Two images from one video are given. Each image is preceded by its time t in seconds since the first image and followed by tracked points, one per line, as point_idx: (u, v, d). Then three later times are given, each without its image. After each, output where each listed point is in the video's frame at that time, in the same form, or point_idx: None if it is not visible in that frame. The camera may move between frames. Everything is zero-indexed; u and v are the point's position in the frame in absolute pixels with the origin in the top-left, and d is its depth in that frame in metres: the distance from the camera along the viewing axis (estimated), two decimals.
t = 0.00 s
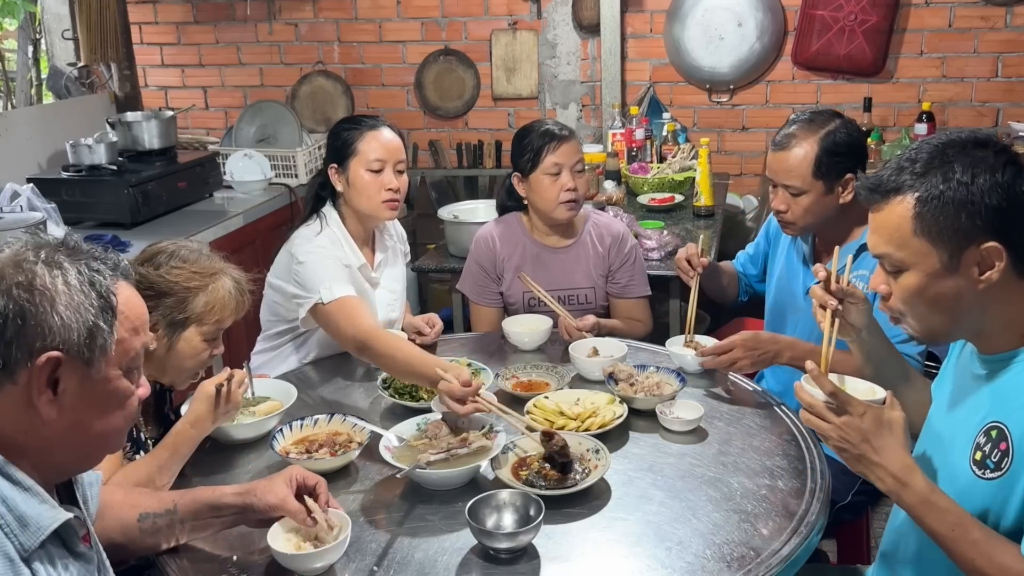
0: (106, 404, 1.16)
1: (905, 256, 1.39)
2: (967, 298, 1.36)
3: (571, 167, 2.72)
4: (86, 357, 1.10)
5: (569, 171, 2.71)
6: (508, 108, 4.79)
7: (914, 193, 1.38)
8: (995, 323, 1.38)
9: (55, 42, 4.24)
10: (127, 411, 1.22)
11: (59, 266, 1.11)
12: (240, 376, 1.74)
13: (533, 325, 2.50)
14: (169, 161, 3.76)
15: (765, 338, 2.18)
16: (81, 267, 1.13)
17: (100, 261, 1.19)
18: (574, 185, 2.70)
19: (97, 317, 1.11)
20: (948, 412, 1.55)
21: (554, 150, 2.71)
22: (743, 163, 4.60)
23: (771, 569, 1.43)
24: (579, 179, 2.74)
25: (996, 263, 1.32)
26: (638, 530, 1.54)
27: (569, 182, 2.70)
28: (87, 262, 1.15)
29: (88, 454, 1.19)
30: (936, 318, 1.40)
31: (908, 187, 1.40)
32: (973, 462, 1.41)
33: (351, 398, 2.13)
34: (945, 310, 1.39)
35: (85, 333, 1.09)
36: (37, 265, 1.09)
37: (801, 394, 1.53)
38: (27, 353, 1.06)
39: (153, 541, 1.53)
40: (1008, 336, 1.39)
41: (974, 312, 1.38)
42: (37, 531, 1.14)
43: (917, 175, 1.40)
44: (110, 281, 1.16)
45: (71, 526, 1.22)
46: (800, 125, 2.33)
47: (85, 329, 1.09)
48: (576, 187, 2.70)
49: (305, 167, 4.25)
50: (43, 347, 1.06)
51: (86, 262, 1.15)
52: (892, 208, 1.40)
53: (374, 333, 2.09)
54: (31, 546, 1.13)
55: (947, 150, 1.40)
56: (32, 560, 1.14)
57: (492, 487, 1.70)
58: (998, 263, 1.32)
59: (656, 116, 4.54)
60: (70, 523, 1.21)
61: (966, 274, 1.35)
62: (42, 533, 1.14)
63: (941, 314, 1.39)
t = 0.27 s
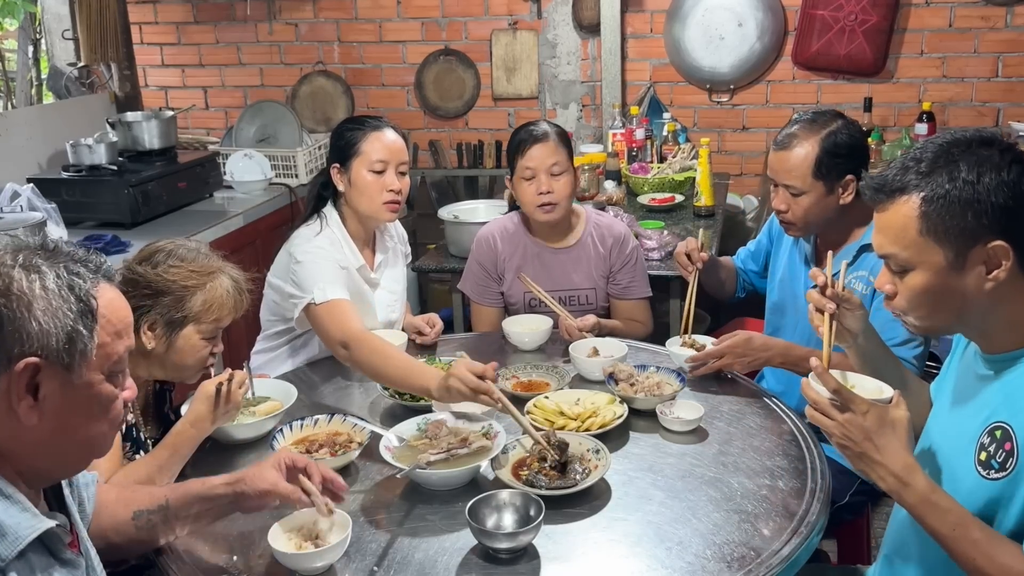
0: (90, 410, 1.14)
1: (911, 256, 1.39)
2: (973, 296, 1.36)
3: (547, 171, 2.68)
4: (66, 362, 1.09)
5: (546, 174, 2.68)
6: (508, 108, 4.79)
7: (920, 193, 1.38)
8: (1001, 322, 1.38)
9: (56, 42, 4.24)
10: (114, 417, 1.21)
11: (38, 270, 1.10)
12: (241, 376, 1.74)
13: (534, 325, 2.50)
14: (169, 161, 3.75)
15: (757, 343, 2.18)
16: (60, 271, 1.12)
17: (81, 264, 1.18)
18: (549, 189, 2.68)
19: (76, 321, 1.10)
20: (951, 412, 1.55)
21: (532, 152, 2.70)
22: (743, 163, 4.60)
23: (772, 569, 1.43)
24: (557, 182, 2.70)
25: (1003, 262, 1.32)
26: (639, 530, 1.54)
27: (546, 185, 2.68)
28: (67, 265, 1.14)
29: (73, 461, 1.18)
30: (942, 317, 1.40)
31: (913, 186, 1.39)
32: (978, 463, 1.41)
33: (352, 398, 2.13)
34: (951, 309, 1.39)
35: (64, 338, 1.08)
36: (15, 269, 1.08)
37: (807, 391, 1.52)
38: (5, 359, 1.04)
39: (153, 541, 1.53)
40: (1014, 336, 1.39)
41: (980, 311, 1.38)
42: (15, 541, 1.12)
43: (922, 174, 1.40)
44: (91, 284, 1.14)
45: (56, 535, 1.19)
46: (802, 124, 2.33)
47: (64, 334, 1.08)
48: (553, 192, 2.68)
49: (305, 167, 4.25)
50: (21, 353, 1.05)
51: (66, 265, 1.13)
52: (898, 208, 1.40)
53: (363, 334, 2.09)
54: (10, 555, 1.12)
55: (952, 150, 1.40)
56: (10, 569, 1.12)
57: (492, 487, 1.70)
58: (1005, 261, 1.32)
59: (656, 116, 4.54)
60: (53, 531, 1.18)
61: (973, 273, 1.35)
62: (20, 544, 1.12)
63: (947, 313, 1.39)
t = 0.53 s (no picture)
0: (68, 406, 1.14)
1: (915, 257, 1.39)
2: (978, 296, 1.36)
3: (533, 176, 2.68)
4: (32, 360, 1.09)
5: (531, 179, 2.68)
6: (508, 108, 4.78)
7: (922, 195, 1.38)
8: (1006, 323, 1.38)
9: (55, 42, 4.24)
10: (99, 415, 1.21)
11: None
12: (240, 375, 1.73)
13: (534, 325, 2.50)
14: (169, 161, 3.75)
15: (752, 346, 2.19)
16: (16, 271, 1.12)
17: (44, 257, 1.17)
18: (536, 194, 2.68)
19: (36, 319, 1.10)
20: (954, 414, 1.55)
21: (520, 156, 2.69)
22: (743, 163, 4.60)
23: (772, 569, 1.43)
24: (545, 187, 2.68)
25: (1007, 262, 1.32)
26: (639, 530, 1.54)
27: (533, 190, 2.68)
28: (25, 263, 1.13)
29: (61, 460, 1.18)
30: (947, 317, 1.40)
31: (916, 188, 1.39)
32: (983, 463, 1.40)
33: (352, 398, 2.12)
34: (956, 310, 1.38)
35: (25, 337, 1.08)
36: None
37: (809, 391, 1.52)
38: None
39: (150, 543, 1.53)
40: (1017, 335, 1.39)
41: (985, 311, 1.37)
42: None
43: (925, 176, 1.40)
44: (49, 279, 1.14)
45: (43, 535, 1.20)
46: (805, 126, 2.33)
47: (25, 334, 1.08)
48: (541, 197, 2.68)
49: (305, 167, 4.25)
50: None
51: (21, 263, 1.13)
52: (901, 210, 1.40)
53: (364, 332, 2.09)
54: None
55: (954, 150, 1.39)
56: None
57: (492, 487, 1.70)
58: (1010, 260, 1.32)
59: (656, 116, 4.54)
60: (39, 531, 1.19)
61: (977, 273, 1.34)
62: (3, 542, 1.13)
63: (952, 313, 1.39)
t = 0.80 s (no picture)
0: (30, 389, 1.15)
1: (917, 257, 1.38)
2: (980, 296, 1.36)
3: (539, 176, 2.68)
4: None
5: (537, 178, 2.67)
6: (508, 108, 4.78)
7: (924, 195, 1.38)
8: (1008, 322, 1.38)
9: (55, 42, 4.23)
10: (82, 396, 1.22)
11: None
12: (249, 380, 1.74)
13: (534, 325, 2.50)
14: (169, 161, 3.75)
15: (764, 325, 2.16)
16: None
17: None
18: (543, 194, 2.67)
19: None
20: (954, 414, 1.55)
21: (524, 156, 2.68)
22: (744, 163, 4.60)
23: (772, 569, 1.43)
24: (550, 186, 2.68)
25: (1009, 261, 1.32)
26: (639, 530, 1.54)
27: (540, 190, 2.67)
28: None
29: (55, 443, 1.21)
30: (950, 317, 1.40)
31: (918, 188, 1.39)
32: (985, 463, 1.40)
33: (352, 398, 2.12)
34: (959, 310, 1.38)
35: None
36: None
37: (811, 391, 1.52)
38: None
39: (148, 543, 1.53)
40: (1018, 335, 1.39)
41: (987, 311, 1.37)
42: None
43: (926, 175, 1.40)
44: None
45: (37, 524, 1.23)
46: (804, 126, 2.32)
47: None
48: (547, 197, 2.67)
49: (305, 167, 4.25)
50: None
51: None
52: (902, 210, 1.40)
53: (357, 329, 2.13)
54: None
55: (954, 150, 1.39)
56: None
57: (492, 487, 1.70)
58: (1012, 259, 1.32)
59: (657, 116, 4.54)
60: (33, 519, 1.22)
61: (980, 272, 1.34)
62: None
63: (955, 313, 1.39)
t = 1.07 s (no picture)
0: (40, 386, 1.16)
1: (917, 257, 1.38)
2: (981, 295, 1.36)
3: (563, 171, 2.71)
4: None
5: (562, 174, 2.70)
6: (508, 108, 4.78)
7: (925, 194, 1.38)
8: (1008, 323, 1.38)
9: (55, 42, 4.23)
10: (92, 398, 1.22)
11: None
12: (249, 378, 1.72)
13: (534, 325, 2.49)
14: (169, 161, 3.75)
15: (766, 314, 2.16)
16: None
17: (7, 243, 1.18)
18: (568, 189, 2.69)
19: None
20: (954, 414, 1.55)
21: (544, 153, 2.70)
22: (744, 163, 4.59)
23: (773, 569, 1.43)
24: (572, 179, 2.72)
25: (1010, 260, 1.32)
26: (639, 530, 1.54)
27: (567, 185, 2.70)
28: None
29: (67, 440, 1.22)
30: (950, 317, 1.40)
31: (918, 187, 1.39)
32: (984, 463, 1.41)
33: (352, 399, 2.12)
34: (959, 310, 1.38)
35: None
36: None
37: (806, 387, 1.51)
38: None
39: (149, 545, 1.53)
40: (1018, 335, 1.39)
41: (987, 311, 1.37)
42: (10, 513, 1.18)
43: (927, 174, 1.39)
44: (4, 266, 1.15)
45: (52, 516, 1.24)
46: (804, 126, 2.32)
47: None
48: (572, 191, 2.70)
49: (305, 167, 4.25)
50: None
51: None
52: (903, 210, 1.40)
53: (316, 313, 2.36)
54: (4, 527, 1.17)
55: (955, 149, 1.39)
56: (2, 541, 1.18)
57: (492, 487, 1.70)
58: (1012, 259, 1.32)
59: (657, 116, 4.54)
60: (48, 510, 1.23)
61: (980, 272, 1.34)
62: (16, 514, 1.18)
63: (955, 312, 1.39)
